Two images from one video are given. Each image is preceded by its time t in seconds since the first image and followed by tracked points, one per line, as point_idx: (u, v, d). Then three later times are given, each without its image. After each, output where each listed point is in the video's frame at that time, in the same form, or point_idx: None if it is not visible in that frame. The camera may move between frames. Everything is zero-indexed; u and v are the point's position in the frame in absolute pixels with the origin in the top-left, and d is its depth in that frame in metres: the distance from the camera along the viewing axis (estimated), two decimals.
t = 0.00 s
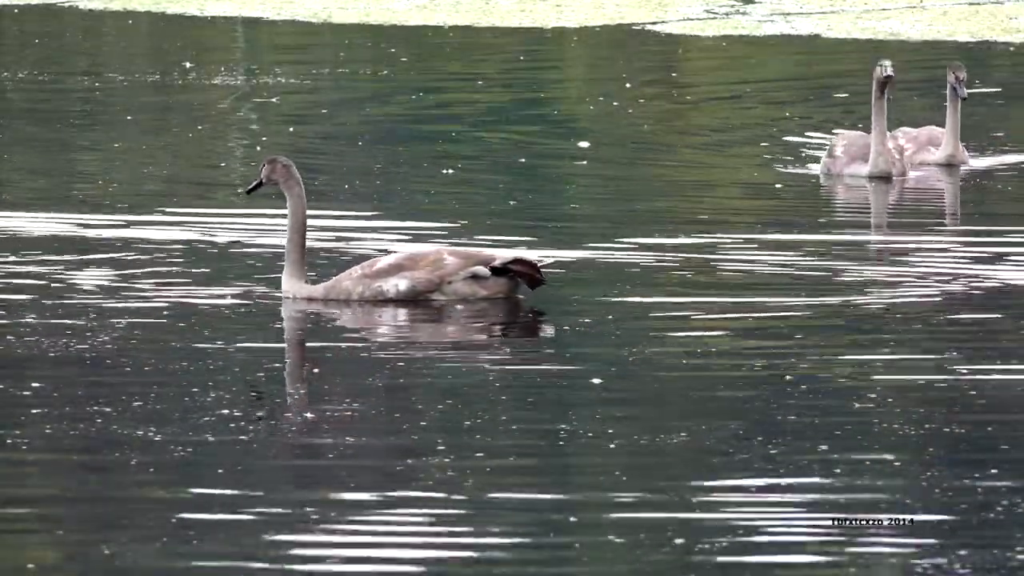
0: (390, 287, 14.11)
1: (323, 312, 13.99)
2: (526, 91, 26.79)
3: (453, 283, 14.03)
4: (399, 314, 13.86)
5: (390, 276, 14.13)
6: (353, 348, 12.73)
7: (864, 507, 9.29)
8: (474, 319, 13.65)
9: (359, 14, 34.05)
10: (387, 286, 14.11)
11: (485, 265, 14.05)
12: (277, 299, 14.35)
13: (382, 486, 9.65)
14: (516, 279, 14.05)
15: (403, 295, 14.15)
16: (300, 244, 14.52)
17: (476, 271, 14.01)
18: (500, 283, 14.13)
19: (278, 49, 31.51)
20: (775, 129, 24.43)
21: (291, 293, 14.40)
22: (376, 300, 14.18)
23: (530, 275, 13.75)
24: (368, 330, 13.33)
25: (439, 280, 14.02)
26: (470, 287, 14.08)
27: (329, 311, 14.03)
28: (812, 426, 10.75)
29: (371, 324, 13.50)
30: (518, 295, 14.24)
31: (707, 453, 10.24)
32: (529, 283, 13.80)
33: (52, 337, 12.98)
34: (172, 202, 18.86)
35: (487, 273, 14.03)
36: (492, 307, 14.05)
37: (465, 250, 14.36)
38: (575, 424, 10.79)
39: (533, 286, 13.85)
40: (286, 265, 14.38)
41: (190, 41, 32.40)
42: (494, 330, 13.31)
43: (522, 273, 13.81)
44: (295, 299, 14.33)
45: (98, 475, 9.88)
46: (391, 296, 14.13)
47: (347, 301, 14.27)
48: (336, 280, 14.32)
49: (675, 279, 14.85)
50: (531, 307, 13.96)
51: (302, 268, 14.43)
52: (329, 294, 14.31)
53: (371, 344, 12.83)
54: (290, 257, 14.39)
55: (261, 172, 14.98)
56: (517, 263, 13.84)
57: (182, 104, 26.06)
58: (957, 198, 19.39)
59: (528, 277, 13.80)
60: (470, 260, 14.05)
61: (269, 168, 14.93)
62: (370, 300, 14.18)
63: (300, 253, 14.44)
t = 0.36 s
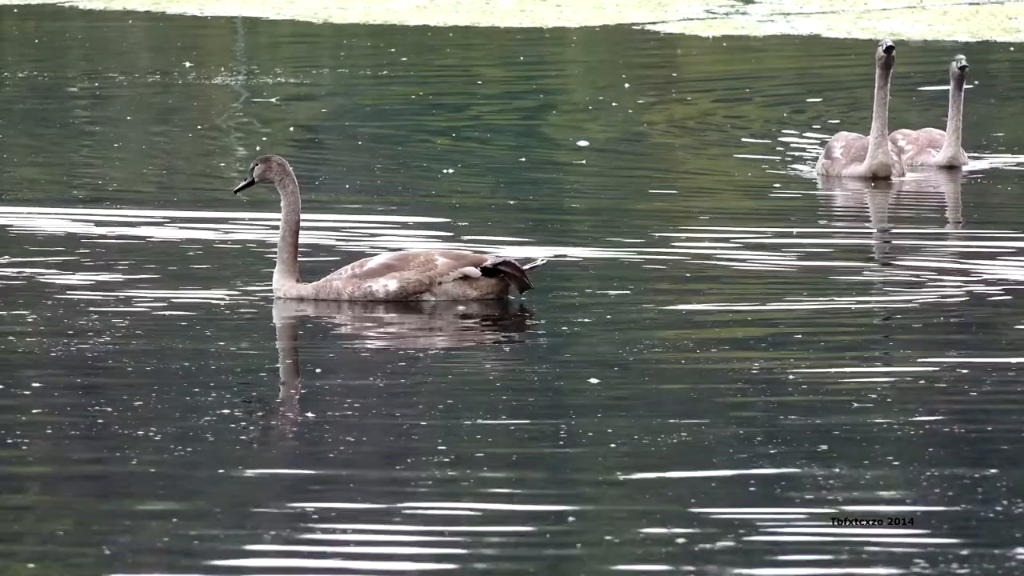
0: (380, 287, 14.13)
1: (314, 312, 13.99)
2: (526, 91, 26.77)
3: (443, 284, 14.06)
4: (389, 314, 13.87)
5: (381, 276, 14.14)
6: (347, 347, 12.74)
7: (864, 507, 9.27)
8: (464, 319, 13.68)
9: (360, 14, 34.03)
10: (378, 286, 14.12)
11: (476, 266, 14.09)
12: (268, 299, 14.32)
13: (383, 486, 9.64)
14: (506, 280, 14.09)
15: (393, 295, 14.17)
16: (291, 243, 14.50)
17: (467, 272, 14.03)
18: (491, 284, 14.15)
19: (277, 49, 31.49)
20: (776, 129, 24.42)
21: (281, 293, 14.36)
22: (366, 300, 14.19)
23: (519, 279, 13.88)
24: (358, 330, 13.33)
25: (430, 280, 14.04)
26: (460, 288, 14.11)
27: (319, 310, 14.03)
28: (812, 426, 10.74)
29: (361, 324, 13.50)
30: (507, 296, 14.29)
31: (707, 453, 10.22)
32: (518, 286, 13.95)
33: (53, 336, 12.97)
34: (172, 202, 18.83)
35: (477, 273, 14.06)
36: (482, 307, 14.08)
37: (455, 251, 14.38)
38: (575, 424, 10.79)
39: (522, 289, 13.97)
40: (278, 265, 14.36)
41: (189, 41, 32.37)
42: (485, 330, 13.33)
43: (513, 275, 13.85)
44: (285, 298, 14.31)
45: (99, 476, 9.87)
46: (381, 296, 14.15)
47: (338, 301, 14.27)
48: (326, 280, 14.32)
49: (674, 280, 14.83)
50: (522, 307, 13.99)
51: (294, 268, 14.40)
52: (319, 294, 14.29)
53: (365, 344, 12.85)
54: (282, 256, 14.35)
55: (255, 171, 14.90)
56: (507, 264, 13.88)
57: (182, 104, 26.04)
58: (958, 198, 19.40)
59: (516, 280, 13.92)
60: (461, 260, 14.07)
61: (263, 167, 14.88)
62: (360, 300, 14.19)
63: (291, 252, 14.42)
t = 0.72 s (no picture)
0: (371, 287, 14.14)
1: (305, 312, 13.99)
2: (526, 92, 26.76)
3: (435, 284, 14.05)
4: (380, 314, 13.88)
5: (372, 277, 14.15)
6: (337, 348, 12.73)
7: (863, 508, 9.28)
8: (455, 319, 13.70)
9: (360, 14, 34.05)
10: (369, 286, 14.13)
11: (467, 266, 14.08)
12: (259, 300, 14.31)
13: (383, 487, 9.65)
14: (498, 280, 14.09)
15: (384, 295, 14.17)
16: (284, 243, 14.51)
17: (458, 272, 14.04)
18: (482, 284, 14.17)
19: (278, 49, 31.49)
20: (776, 130, 24.42)
21: (273, 293, 14.36)
22: (357, 301, 14.20)
23: (511, 279, 13.89)
24: (349, 330, 13.34)
25: (421, 280, 14.04)
26: (452, 288, 14.12)
27: (310, 310, 14.03)
28: (812, 426, 10.75)
29: (352, 325, 13.51)
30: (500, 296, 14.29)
31: (706, 454, 10.23)
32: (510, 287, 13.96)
33: (55, 336, 12.97)
34: (173, 202, 18.84)
35: (469, 274, 14.05)
36: (474, 308, 14.10)
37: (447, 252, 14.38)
38: (574, 424, 10.79)
39: (514, 289, 13.98)
40: (269, 265, 14.36)
41: (190, 41, 32.39)
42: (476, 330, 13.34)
43: (504, 276, 13.89)
44: (277, 298, 14.32)
45: (99, 476, 9.87)
46: (372, 296, 14.16)
47: (328, 302, 14.27)
48: (318, 281, 14.33)
49: (674, 279, 14.84)
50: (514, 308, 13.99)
51: (286, 269, 14.40)
52: (310, 294, 14.30)
53: (354, 344, 12.84)
54: (274, 257, 14.35)
55: (248, 174, 14.88)
56: (498, 264, 13.89)
57: (183, 104, 26.04)
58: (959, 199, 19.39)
59: (509, 281, 13.92)
60: (452, 260, 14.09)
61: (257, 168, 14.90)
62: (352, 301, 14.20)
63: (283, 252, 14.42)
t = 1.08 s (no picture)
0: (362, 287, 14.14)
1: (298, 312, 13.98)
2: (525, 91, 26.73)
3: (427, 284, 14.08)
4: (372, 314, 13.88)
5: (364, 277, 14.15)
6: (333, 348, 12.73)
7: (863, 508, 9.27)
8: (448, 319, 13.72)
9: (360, 14, 34.05)
10: (361, 286, 14.12)
11: (460, 266, 14.10)
12: (252, 300, 14.28)
13: (383, 487, 9.64)
14: (490, 280, 14.12)
15: (376, 295, 14.17)
16: (276, 243, 14.49)
17: (450, 272, 14.08)
18: (474, 283, 14.21)
19: (278, 49, 31.49)
20: (777, 130, 24.41)
21: (265, 293, 14.33)
22: (348, 301, 14.19)
23: (504, 277, 13.94)
24: (341, 330, 13.34)
25: (413, 280, 14.05)
26: (444, 288, 14.15)
27: (302, 310, 14.02)
28: (812, 426, 10.75)
29: (344, 325, 13.51)
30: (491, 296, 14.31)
31: (706, 454, 10.23)
32: (503, 284, 14.03)
33: (56, 336, 12.98)
34: (173, 201, 18.84)
35: (461, 274, 14.08)
36: (466, 307, 14.14)
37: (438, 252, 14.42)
38: (574, 424, 10.80)
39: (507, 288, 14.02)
40: (262, 265, 14.33)
41: (190, 41, 32.40)
42: (469, 329, 13.38)
43: (499, 275, 13.93)
44: (269, 298, 14.30)
45: (100, 475, 9.88)
46: (363, 296, 14.16)
47: (320, 302, 14.26)
48: (310, 281, 14.32)
49: (675, 280, 14.83)
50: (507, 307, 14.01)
51: (278, 269, 14.37)
52: (302, 294, 14.29)
53: (349, 344, 12.84)
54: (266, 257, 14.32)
55: (241, 172, 14.87)
56: (491, 263, 13.92)
57: (183, 104, 26.03)
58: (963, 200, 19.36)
59: (502, 279, 13.99)
60: (444, 260, 14.13)
61: (251, 166, 14.86)
62: (343, 300, 14.18)
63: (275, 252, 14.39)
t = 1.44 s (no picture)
0: (354, 287, 14.13)
1: (289, 313, 13.97)
2: (525, 91, 26.72)
3: (419, 284, 14.07)
4: (364, 314, 13.88)
5: (356, 277, 14.15)
6: (327, 348, 12.73)
7: (863, 508, 9.27)
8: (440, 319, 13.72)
9: (360, 14, 34.04)
10: (353, 286, 14.12)
11: (452, 267, 14.09)
12: (244, 300, 14.28)
13: (384, 487, 9.63)
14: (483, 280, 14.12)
15: (368, 295, 14.16)
16: (268, 244, 14.49)
17: (443, 272, 14.07)
18: (466, 284, 14.20)
19: (278, 49, 31.48)
20: (776, 129, 24.40)
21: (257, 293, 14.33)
22: (341, 301, 14.19)
23: (497, 277, 13.91)
24: (333, 330, 13.34)
25: (405, 280, 14.06)
26: (436, 289, 14.13)
27: (294, 311, 14.02)
28: (812, 426, 10.75)
29: (336, 325, 13.50)
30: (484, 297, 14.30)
31: (706, 454, 10.22)
32: (495, 285, 14.00)
33: (58, 336, 12.98)
34: (172, 201, 18.83)
35: (453, 274, 14.07)
36: (459, 308, 14.13)
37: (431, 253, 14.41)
38: (572, 424, 10.80)
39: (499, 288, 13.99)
40: (254, 265, 14.32)
41: (190, 41, 32.39)
42: (462, 330, 13.37)
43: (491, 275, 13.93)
44: (261, 298, 14.29)
45: (101, 475, 9.87)
46: (355, 296, 14.15)
47: (312, 302, 14.26)
48: (302, 281, 14.31)
49: (675, 279, 14.82)
50: (499, 308, 13.99)
51: (271, 269, 14.37)
52: (294, 294, 14.29)
53: (342, 345, 12.84)
54: (259, 257, 14.32)
55: (234, 172, 14.85)
56: (483, 263, 13.93)
57: (182, 104, 26.02)
58: (971, 202, 19.22)
59: (495, 279, 13.95)
60: (436, 260, 14.12)
61: (244, 166, 14.86)
62: (335, 301, 14.18)
63: (268, 252, 14.39)
